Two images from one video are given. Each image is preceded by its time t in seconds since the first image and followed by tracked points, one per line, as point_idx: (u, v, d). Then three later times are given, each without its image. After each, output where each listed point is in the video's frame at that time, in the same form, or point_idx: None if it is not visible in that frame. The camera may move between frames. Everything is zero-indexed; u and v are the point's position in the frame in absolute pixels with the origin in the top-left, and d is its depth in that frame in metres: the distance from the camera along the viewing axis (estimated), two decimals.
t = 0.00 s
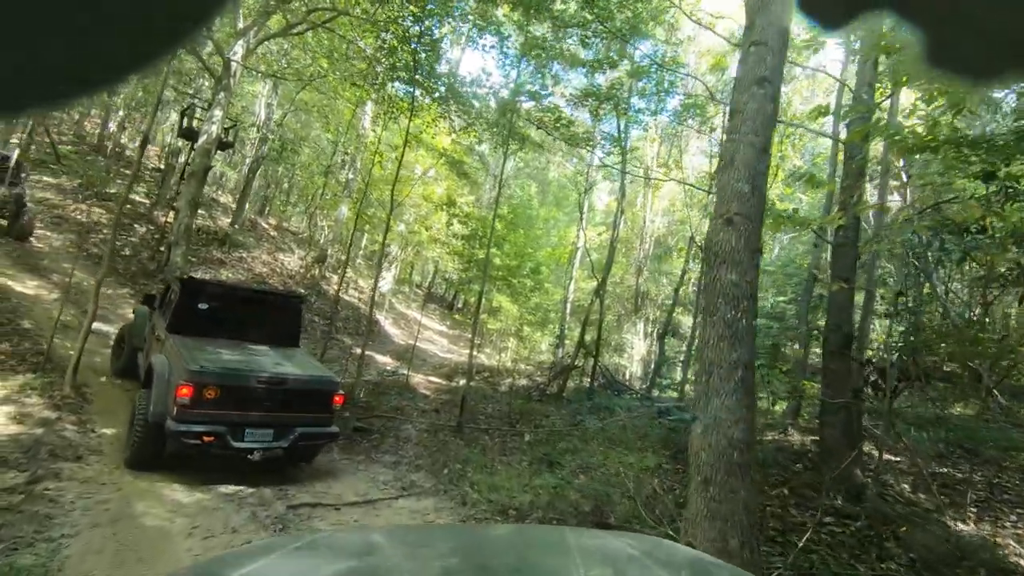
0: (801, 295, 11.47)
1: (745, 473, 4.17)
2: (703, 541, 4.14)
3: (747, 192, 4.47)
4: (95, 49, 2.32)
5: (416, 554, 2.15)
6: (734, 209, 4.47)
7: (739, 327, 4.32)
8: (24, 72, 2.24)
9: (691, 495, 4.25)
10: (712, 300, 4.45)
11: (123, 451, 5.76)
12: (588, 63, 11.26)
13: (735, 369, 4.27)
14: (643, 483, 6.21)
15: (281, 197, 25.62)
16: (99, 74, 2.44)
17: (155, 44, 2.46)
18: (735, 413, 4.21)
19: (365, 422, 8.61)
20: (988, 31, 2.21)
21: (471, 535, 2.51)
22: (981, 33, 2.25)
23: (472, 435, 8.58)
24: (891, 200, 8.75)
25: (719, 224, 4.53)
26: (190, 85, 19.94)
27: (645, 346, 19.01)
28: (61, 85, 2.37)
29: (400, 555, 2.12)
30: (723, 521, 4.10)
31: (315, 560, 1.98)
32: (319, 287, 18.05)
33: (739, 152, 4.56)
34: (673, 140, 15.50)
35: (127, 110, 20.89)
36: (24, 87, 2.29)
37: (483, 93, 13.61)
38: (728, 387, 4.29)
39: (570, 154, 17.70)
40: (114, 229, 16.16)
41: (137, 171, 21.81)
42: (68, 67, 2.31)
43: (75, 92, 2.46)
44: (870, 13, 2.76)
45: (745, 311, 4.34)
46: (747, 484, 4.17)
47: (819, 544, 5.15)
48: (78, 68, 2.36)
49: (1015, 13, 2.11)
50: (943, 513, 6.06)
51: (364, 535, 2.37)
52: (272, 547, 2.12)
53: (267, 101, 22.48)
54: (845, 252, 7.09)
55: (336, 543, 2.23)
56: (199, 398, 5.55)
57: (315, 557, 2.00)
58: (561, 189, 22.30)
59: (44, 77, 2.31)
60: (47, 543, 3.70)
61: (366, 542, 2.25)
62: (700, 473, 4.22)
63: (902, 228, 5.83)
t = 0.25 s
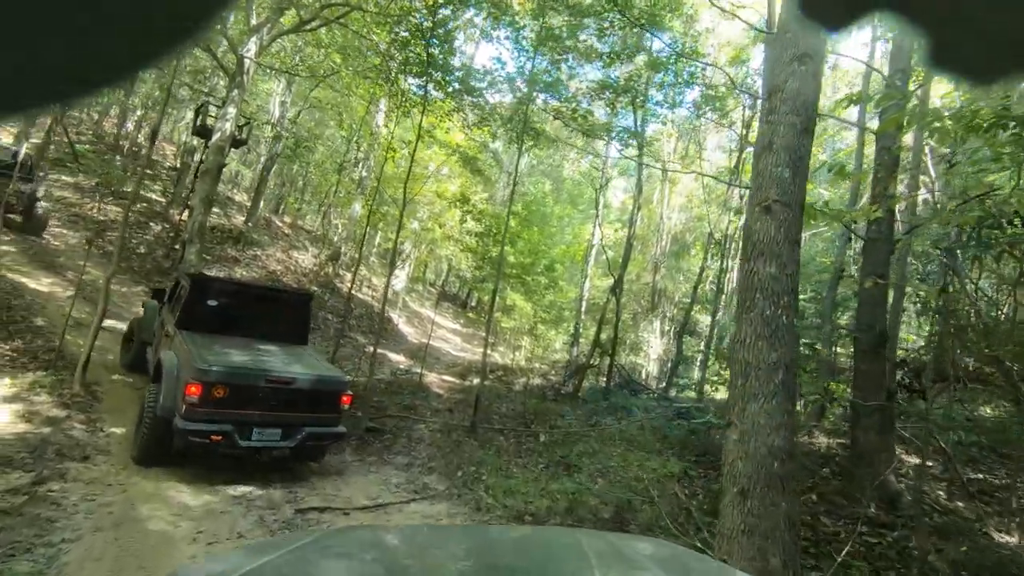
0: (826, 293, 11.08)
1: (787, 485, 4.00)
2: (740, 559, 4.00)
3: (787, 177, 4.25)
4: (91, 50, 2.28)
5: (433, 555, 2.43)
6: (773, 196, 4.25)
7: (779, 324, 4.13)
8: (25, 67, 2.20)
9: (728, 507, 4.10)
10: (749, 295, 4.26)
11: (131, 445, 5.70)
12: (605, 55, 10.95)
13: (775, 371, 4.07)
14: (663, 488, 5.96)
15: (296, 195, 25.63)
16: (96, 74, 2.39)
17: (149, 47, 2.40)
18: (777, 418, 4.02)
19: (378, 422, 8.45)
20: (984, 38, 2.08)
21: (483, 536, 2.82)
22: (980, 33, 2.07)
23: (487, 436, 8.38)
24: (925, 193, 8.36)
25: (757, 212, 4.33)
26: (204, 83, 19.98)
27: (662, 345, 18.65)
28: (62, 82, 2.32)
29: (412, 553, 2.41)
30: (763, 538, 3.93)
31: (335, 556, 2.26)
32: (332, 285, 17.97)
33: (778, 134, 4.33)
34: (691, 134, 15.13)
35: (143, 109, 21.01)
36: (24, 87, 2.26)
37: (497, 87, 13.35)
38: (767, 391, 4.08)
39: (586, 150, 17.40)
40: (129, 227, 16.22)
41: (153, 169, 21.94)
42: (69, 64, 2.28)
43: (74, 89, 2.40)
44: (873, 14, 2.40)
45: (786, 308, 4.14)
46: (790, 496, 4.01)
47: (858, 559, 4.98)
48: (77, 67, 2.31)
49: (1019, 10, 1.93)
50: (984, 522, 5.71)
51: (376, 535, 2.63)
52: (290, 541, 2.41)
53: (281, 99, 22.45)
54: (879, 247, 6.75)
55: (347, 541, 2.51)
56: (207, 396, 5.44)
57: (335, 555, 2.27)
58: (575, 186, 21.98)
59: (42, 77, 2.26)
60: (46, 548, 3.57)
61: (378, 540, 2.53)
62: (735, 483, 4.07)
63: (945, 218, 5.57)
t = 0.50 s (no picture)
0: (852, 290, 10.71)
1: (835, 502, 3.85)
2: None
3: (834, 160, 4.03)
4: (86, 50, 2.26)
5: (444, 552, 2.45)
6: (817, 181, 4.05)
7: (825, 323, 3.95)
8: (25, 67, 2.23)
9: (769, 525, 3.99)
10: (791, 292, 4.08)
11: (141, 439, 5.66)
12: (622, 46, 10.66)
13: (821, 374, 3.91)
14: (685, 494, 5.72)
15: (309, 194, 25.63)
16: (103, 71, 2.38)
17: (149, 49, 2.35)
18: (823, 427, 3.86)
19: (390, 422, 8.29)
20: (981, 38, 2.00)
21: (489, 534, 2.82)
22: (979, 33, 1.99)
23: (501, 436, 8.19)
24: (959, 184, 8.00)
25: (799, 200, 4.12)
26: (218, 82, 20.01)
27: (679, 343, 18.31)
28: (73, 76, 2.33)
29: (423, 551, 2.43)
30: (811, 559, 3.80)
31: (349, 555, 2.30)
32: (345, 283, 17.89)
33: (822, 114, 4.11)
34: (710, 128, 14.78)
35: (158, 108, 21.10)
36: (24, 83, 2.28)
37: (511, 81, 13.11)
38: (812, 397, 3.92)
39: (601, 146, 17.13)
40: (144, 225, 16.27)
41: (168, 168, 22.05)
42: (71, 64, 2.27)
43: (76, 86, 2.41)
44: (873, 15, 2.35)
45: (832, 306, 3.96)
46: (838, 515, 3.85)
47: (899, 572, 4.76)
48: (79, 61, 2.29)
49: (1019, 10, 1.86)
50: None
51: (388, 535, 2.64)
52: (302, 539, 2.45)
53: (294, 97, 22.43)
54: (914, 241, 6.43)
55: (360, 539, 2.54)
56: (218, 393, 5.37)
57: (347, 555, 2.29)
58: (590, 183, 21.68)
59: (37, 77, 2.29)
60: (44, 555, 3.44)
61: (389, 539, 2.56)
62: (778, 499, 3.95)
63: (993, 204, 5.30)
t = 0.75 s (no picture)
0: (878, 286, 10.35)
1: (895, 521, 3.57)
2: None
3: (888, 140, 3.78)
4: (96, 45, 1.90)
5: (455, 560, 2.40)
6: (869, 162, 3.79)
7: (880, 320, 3.70)
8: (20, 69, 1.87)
9: (818, 544, 3.71)
10: (841, 285, 3.83)
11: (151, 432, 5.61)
12: (639, 36, 10.41)
13: (876, 377, 3.66)
14: (710, 499, 5.47)
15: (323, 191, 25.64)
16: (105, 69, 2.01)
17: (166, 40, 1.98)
18: (880, 437, 3.61)
19: (403, 421, 8.13)
20: (982, 38, 1.50)
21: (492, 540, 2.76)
22: (981, 33, 1.49)
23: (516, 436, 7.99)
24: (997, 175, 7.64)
25: (851, 183, 3.87)
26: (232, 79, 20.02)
27: (696, 341, 17.98)
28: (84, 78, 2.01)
29: (436, 560, 2.39)
30: None
31: (364, 560, 2.28)
32: (358, 280, 17.81)
33: (875, 87, 3.83)
34: (727, 121, 14.47)
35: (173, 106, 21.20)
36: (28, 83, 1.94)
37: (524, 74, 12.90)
38: (865, 403, 3.68)
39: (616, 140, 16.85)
40: (159, 223, 16.32)
41: (183, 166, 22.16)
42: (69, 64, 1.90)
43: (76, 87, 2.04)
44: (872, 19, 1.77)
45: (889, 301, 3.70)
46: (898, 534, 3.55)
47: None
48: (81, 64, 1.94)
49: None
50: None
51: (401, 541, 2.63)
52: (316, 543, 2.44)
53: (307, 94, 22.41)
54: (951, 234, 6.13)
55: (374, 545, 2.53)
56: (233, 389, 5.29)
57: (362, 560, 2.27)
58: (604, 179, 21.40)
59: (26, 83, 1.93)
60: (43, 562, 3.31)
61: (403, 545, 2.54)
62: (828, 515, 3.67)
63: None
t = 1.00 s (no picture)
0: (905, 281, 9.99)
1: (962, 538, 3.38)
2: None
3: (954, 115, 3.50)
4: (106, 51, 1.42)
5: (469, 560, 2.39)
6: (931, 140, 3.54)
7: (946, 318, 3.46)
8: None
9: (873, 565, 3.55)
10: (899, 277, 3.60)
11: (160, 417, 5.68)
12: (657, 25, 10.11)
13: (942, 380, 3.43)
14: (734, 504, 5.24)
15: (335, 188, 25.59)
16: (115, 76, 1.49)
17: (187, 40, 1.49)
18: (947, 448, 3.40)
19: (415, 419, 7.99)
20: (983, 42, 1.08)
21: (502, 535, 2.75)
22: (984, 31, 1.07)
23: (531, 435, 7.80)
24: None
25: (910, 163, 3.63)
26: (245, 75, 19.98)
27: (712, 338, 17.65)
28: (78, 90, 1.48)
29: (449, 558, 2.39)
30: None
31: (377, 560, 2.29)
32: (370, 276, 17.71)
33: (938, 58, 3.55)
34: (747, 113, 14.11)
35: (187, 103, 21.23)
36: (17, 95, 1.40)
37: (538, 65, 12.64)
38: (929, 409, 3.45)
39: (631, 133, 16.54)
40: (173, 219, 16.33)
41: (197, 163, 22.21)
42: (84, 74, 1.45)
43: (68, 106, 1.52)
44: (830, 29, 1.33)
45: (954, 295, 3.47)
46: (965, 553, 3.37)
47: None
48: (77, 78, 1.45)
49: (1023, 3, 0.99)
50: None
51: (418, 538, 2.62)
52: (334, 540, 2.48)
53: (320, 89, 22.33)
54: (994, 226, 5.82)
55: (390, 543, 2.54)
56: (243, 380, 5.29)
57: (375, 561, 2.27)
58: (618, 174, 21.08)
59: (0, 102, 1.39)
60: (41, 568, 3.18)
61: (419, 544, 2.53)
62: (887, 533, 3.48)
63: None
